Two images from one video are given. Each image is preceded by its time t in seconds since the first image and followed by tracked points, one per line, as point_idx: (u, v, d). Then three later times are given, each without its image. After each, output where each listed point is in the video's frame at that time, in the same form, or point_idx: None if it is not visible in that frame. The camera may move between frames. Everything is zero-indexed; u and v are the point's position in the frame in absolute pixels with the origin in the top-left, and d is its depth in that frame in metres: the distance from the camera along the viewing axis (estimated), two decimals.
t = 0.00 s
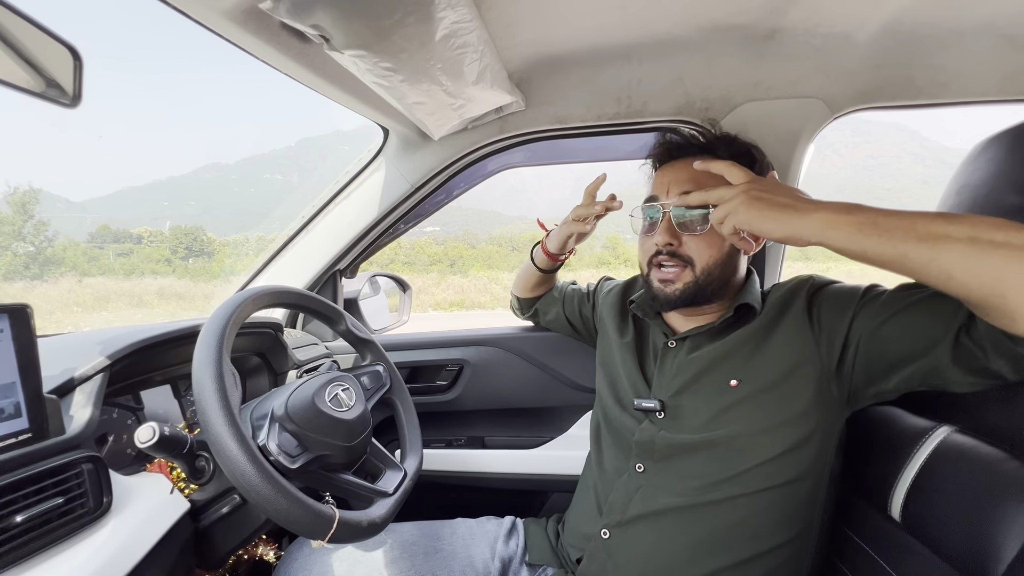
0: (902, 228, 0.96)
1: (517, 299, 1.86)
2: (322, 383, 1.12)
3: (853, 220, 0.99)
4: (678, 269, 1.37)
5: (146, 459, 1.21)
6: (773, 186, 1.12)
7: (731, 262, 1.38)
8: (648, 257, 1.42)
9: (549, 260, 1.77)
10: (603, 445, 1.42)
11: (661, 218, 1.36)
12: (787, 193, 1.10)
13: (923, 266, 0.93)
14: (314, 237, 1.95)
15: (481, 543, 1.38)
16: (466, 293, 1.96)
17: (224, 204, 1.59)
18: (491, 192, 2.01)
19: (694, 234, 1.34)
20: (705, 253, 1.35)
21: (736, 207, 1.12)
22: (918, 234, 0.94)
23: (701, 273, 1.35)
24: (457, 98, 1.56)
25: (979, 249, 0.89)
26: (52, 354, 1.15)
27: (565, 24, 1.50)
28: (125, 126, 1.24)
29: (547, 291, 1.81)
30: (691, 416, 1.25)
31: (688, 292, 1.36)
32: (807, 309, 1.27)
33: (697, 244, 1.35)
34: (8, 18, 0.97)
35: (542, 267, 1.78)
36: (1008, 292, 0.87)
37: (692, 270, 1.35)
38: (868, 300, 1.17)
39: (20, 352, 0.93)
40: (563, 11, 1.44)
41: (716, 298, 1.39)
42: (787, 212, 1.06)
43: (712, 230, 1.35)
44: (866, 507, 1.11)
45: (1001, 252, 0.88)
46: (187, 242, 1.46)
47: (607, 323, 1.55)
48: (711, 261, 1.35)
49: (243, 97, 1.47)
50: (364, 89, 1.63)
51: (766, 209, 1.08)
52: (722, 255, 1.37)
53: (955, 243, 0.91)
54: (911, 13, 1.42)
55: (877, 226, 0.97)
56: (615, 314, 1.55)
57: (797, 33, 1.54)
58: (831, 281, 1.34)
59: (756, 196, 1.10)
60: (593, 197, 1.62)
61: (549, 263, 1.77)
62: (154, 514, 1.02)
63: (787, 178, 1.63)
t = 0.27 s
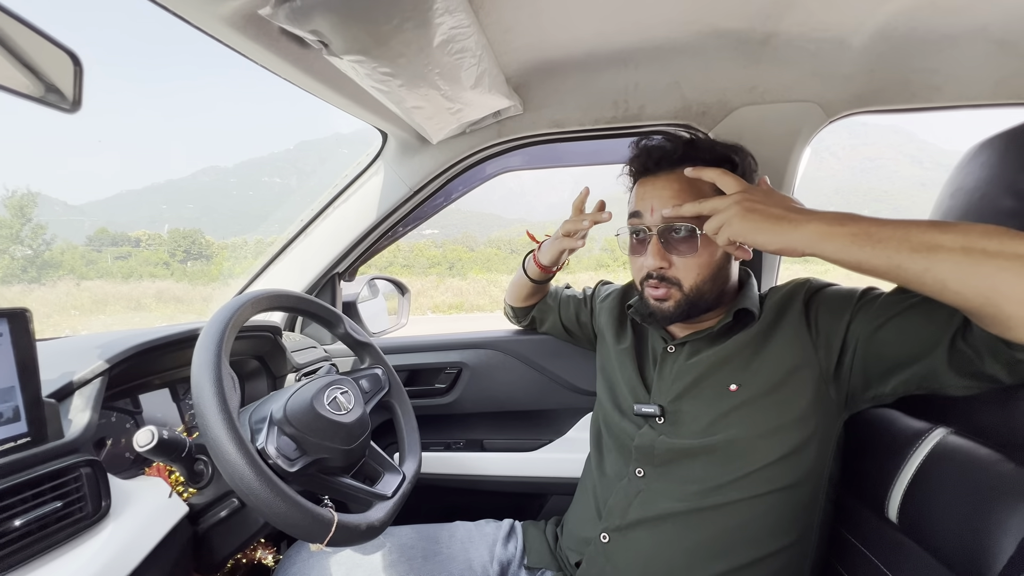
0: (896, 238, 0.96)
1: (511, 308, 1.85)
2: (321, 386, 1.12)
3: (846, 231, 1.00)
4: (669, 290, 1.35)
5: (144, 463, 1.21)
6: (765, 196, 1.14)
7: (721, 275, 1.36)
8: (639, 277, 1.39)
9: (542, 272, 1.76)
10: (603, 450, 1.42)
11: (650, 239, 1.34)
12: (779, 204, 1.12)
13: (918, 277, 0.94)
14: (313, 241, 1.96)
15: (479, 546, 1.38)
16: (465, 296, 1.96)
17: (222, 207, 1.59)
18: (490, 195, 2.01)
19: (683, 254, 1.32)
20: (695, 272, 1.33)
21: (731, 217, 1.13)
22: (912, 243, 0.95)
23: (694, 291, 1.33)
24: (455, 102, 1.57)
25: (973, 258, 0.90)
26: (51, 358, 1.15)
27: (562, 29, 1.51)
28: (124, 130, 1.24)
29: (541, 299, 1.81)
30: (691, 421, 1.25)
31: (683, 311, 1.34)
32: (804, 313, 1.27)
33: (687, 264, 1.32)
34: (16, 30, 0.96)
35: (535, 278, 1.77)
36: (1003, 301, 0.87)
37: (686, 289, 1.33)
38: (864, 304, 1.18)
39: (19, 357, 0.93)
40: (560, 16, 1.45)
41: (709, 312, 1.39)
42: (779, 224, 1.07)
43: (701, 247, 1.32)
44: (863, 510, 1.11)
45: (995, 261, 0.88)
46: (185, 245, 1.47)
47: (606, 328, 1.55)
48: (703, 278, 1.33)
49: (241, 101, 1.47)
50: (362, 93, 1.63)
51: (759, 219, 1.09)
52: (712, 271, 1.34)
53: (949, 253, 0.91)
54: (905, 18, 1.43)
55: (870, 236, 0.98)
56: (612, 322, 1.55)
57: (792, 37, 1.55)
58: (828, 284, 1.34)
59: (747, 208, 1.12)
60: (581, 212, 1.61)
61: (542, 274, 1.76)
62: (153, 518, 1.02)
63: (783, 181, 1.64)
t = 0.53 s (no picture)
0: (892, 244, 0.96)
1: (511, 311, 1.85)
2: (321, 389, 1.12)
3: (843, 238, 1.01)
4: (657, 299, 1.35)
5: (144, 466, 1.21)
6: (761, 203, 1.15)
7: (709, 279, 1.36)
8: (627, 288, 1.40)
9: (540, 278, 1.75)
10: (604, 453, 1.42)
11: (632, 251, 1.35)
12: (775, 210, 1.13)
13: (915, 282, 0.94)
14: (312, 243, 1.96)
15: (479, 549, 1.38)
16: (465, 298, 1.96)
17: (222, 211, 1.59)
18: (490, 198, 2.02)
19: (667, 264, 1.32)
20: (681, 279, 1.32)
21: (728, 225, 1.14)
22: (909, 250, 0.95)
23: (681, 299, 1.33)
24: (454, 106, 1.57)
25: (969, 264, 0.90)
26: (50, 361, 1.15)
27: (560, 33, 1.51)
28: (123, 133, 1.24)
29: (540, 303, 1.81)
30: (691, 424, 1.25)
31: (672, 319, 1.34)
32: (803, 316, 1.28)
33: (673, 272, 1.32)
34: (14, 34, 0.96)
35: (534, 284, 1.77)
36: (1000, 307, 0.87)
37: (672, 297, 1.33)
38: (862, 307, 1.18)
39: (19, 360, 0.93)
40: (559, 20, 1.45)
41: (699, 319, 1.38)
42: (776, 231, 1.07)
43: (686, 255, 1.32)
44: (863, 512, 1.11)
45: (991, 267, 0.88)
46: (185, 247, 1.47)
47: (606, 331, 1.56)
48: (689, 286, 1.33)
49: (240, 104, 1.47)
50: (362, 96, 1.63)
51: (756, 227, 1.10)
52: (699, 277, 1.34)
53: (946, 259, 0.91)
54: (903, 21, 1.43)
55: (866, 242, 0.99)
56: (612, 326, 1.55)
57: (790, 41, 1.55)
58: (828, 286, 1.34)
59: (744, 215, 1.13)
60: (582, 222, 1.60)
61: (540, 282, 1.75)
62: (153, 521, 1.02)
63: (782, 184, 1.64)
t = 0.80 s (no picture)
0: (891, 246, 0.96)
1: (511, 312, 1.85)
2: (321, 391, 1.12)
3: (842, 240, 1.00)
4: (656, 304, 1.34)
5: (144, 468, 1.21)
6: (758, 205, 1.15)
7: (706, 279, 1.35)
8: (624, 296, 1.39)
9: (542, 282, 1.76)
10: (604, 455, 1.42)
11: (625, 259, 1.35)
12: (773, 213, 1.13)
13: (914, 285, 0.94)
14: (314, 245, 1.96)
15: (480, 552, 1.37)
16: (466, 300, 1.97)
17: (223, 212, 1.60)
18: (491, 200, 2.02)
19: (662, 267, 1.31)
20: (678, 281, 1.32)
21: (727, 228, 1.14)
22: (908, 253, 0.94)
23: (678, 301, 1.32)
24: (454, 108, 1.57)
25: (968, 267, 0.90)
26: (51, 364, 1.15)
27: (560, 35, 1.51)
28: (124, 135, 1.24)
29: (540, 305, 1.81)
30: (690, 426, 1.25)
31: (671, 322, 1.33)
32: (802, 318, 1.27)
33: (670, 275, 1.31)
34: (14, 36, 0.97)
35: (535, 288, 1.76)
36: (1000, 310, 0.87)
37: (669, 301, 1.32)
38: (862, 309, 1.18)
39: (20, 362, 0.93)
40: (559, 22, 1.45)
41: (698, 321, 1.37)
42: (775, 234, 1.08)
43: (681, 257, 1.31)
44: (864, 514, 1.11)
45: (991, 270, 0.88)
46: (186, 249, 1.47)
47: (606, 333, 1.56)
48: (684, 287, 1.32)
49: (242, 107, 1.47)
50: (363, 99, 1.64)
51: (754, 229, 1.10)
52: (695, 277, 1.33)
53: (946, 262, 0.91)
54: (903, 23, 1.43)
55: (864, 244, 0.98)
56: (612, 328, 1.55)
57: (790, 43, 1.56)
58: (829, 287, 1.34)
59: (743, 218, 1.13)
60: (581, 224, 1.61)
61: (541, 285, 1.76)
62: (153, 523, 1.02)
63: (782, 185, 1.64)
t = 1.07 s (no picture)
0: (894, 247, 0.96)
1: (511, 314, 1.86)
2: (323, 392, 1.12)
3: (846, 239, 1.00)
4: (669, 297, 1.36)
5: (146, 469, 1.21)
6: (775, 194, 1.12)
7: (717, 278, 1.39)
8: (635, 289, 1.42)
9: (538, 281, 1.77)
10: (606, 457, 1.42)
11: (642, 250, 1.38)
12: (787, 204, 1.10)
13: (917, 286, 0.94)
14: (315, 247, 1.96)
15: (481, 553, 1.37)
16: (466, 300, 1.96)
17: (224, 214, 1.60)
18: (491, 201, 2.02)
19: (676, 260, 1.34)
20: (691, 275, 1.35)
21: (734, 215, 1.12)
22: (912, 253, 0.94)
23: (690, 296, 1.35)
24: (456, 110, 1.57)
25: (972, 268, 0.90)
26: (54, 365, 1.15)
27: (562, 37, 1.51)
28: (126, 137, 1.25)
29: (541, 306, 1.81)
30: (692, 428, 1.25)
31: (680, 317, 1.36)
32: (805, 320, 1.27)
33: (683, 269, 1.35)
34: (13, 35, 0.98)
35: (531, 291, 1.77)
36: (1004, 311, 0.87)
37: (681, 295, 1.35)
38: (864, 312, 1.18)
39: (23, 363, 0.93)
40: (560, 24, 1.45)
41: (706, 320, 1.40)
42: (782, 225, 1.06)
43: (696, 252, 1.35)
44: (866, 516, 1.11)
45: (994, 270, 0.88)
46: (187, 250, 1.47)
47: (608, 335, 1.56)
48: (698, 283, 1.36)
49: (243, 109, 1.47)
50: (364, 100, 1.64)
51: (764, 217, 1.09)
52: (707, 274, 1.37)
53: (948, 263, 0.91)
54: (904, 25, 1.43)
55: (869, 244, 0.98)
56: (613, 331, 1.55)
57: (790, 45, 1.56)
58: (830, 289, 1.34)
59: (751, 204, 1.11)
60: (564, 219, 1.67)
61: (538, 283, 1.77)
62: (156, 524, 1.02)
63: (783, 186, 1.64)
